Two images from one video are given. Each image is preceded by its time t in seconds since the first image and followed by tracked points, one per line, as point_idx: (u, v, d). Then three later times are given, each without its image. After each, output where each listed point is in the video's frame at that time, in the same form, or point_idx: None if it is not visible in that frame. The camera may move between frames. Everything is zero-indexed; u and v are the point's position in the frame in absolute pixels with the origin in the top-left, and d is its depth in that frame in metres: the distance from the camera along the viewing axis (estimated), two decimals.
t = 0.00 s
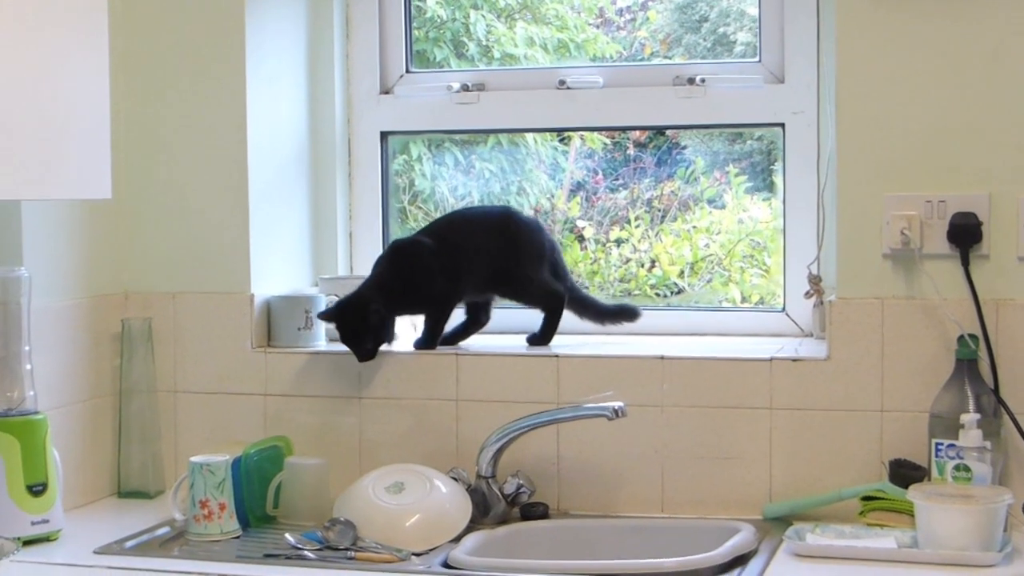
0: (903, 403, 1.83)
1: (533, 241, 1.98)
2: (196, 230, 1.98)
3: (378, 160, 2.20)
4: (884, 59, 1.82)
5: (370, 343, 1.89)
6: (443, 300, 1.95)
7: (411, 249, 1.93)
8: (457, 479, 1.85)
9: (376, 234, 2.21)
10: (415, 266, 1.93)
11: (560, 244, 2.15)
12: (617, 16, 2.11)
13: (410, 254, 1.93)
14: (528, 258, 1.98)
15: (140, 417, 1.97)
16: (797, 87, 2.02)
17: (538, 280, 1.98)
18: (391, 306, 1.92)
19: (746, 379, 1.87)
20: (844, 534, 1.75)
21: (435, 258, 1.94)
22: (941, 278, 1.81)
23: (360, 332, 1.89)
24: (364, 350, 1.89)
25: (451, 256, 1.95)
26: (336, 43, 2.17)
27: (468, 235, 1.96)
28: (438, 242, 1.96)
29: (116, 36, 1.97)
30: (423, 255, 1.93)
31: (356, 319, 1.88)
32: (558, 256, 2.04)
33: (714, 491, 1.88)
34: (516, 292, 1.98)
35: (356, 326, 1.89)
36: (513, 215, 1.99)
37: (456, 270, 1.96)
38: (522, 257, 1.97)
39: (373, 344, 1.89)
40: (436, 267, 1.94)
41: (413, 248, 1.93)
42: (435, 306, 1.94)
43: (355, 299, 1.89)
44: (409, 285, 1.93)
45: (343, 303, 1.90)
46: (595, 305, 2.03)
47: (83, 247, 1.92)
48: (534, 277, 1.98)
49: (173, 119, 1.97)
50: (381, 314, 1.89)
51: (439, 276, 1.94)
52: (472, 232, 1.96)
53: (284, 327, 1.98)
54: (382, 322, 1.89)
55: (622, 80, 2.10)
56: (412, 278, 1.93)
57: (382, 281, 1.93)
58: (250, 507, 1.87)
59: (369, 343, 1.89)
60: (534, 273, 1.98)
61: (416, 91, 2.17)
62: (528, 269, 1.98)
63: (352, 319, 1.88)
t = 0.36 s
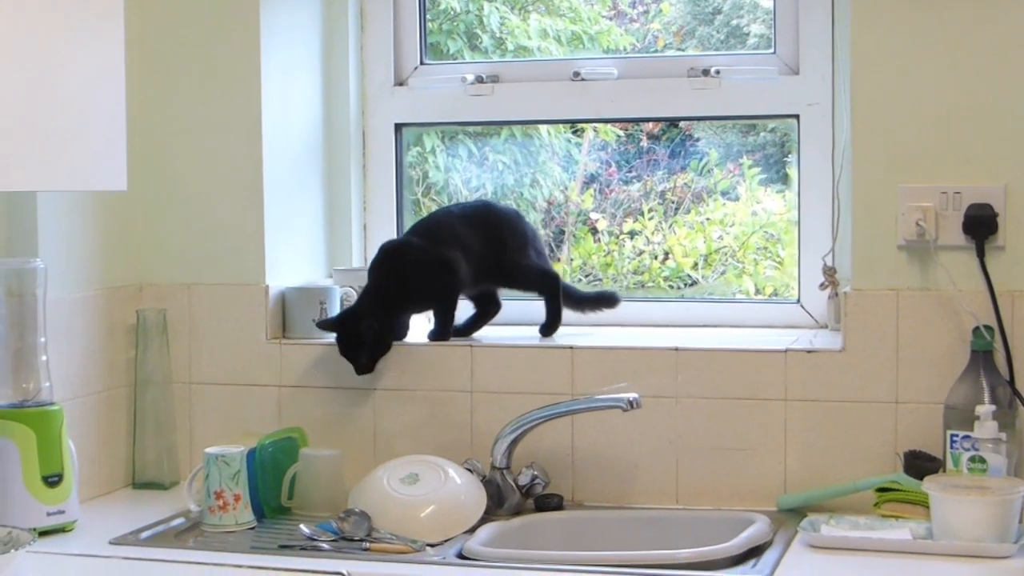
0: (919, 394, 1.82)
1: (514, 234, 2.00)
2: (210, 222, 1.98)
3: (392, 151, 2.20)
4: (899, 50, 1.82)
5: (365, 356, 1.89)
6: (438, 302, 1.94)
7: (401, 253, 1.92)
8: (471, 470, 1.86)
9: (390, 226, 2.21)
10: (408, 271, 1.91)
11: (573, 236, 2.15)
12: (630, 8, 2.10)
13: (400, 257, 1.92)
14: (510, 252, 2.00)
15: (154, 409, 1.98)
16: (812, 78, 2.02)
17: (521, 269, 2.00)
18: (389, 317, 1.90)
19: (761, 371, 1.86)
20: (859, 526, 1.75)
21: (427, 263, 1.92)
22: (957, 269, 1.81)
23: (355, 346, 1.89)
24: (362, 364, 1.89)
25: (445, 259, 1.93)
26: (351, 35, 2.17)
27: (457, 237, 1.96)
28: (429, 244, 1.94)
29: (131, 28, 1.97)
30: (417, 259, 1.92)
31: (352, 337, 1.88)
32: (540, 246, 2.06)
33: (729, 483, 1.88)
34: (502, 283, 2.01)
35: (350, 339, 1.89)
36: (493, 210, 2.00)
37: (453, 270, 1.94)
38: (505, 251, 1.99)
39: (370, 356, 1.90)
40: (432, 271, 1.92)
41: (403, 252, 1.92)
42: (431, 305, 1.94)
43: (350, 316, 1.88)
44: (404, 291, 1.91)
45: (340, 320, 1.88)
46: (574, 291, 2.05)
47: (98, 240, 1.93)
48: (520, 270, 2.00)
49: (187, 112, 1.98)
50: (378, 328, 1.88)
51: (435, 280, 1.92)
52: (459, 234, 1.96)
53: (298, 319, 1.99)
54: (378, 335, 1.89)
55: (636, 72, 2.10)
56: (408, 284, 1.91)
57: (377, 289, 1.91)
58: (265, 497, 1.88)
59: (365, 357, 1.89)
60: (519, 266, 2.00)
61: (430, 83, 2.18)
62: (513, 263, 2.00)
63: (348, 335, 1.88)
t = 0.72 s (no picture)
0: (932, 386, 1.82)
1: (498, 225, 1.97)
2: (223, 215, 1.98)
3: (404, 144, 2.20)
4: (913, 42, 1.82)
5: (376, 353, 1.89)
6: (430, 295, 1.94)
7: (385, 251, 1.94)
8: (485, 462, 1.86)
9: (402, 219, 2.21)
10: (392, 266, 1.93)
11: (585, 229, 2.14)
12: (642, 1, 2.10)
13: (385, 255, 1.94)
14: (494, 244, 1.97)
15: (167, 401, 1.98)
16: (825, 71, 2.01)
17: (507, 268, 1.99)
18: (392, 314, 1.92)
19: (774, 363, 1.86)
20: (872, 518, 1.75)
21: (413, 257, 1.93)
22: (970, 261, 1.80)
23: (362, 346, 1.89)
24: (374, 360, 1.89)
25: (431, 251, 1.94)
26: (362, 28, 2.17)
27: (439, 229, 1.95)
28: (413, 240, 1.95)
29: (144, 22, 1.98)
30: (403, 255, 1.93)
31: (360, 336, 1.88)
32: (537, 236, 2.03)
33: (743, 475, 1.88)
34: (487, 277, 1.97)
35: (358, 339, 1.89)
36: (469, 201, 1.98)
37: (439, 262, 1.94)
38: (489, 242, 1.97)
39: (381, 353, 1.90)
40: (418, 264, 1.93)
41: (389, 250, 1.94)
42: (419, 300, 1.94)
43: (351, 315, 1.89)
44: (395, 287, 1.92)
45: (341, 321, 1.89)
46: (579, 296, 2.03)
47: (110, 234, 1.93)
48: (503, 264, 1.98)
49: (199, 105, 1.98)
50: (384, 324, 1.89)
51: (424, 274, 1.93)
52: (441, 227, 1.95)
53: (312, 312, 1.99)
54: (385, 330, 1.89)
55: (649, 65, 2.10)
56: (400, 281, 1.92)
57: (372, 289, 1.93)
58: (278, 490, 1.88)
59: (377, 353, 1.89)
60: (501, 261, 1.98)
61: (443, 76, 2.18)
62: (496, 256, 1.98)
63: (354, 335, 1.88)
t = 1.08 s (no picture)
0: (945, 380, 1.82)
1: (495, 225, 1.97)
2: (235, 208, 1.99)
3: (417, 137, 2.20)
4: (926, 34, 1.81)
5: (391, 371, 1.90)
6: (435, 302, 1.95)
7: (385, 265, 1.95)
8: (497, 455, 1.87)
9: (415, 212, 2.21)
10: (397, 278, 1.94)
11: (596, 223, 2.14)
12: None
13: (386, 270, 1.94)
14: (489, 244, 1.97)
15: (180, 394, 1.99)
16: (838, 64, 2.01)
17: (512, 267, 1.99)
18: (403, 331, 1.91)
19: (787, 356, 1.86)
20: (884, 511, 1.75)
21: (413, 269, 1.94)
22: (983, 254, 1.80)
23: (376, 364, 1.90)
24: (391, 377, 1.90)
25: (428, 262, 1.95)
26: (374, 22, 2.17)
27: (434, 235, 1.96)
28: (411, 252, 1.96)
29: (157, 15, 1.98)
30: (403, 269, 1.94)
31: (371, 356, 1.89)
32: (543, 232, 2.01)
33: (755, 468, 1.88)
34: (487, 278, 1.97)
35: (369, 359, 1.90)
36: (459, 203, 1.98)
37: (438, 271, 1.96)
38: (484, 242, 1.97)
39: (397, 370, 1.90)
40: (419, 276, 1.94)
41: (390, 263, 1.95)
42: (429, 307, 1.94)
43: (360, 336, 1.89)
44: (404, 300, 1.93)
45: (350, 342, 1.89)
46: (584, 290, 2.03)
47: (122, 228, 1.94)
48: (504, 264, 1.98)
49: (212, 99, 1.98)
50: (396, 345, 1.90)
51: (425, 284, 1.94)
52: (435, 235, 1.96)
53: (325, 306, 1.99)
54: (398, 356, 1.90)
55: (662, 58, 2.10)
56: (404, 295, 1.93)
57: (379, 306, 1.94)
58: (291, 483, 1.88)
59: (393, 370, 1.90)
60: (503, 259, 1.98)
61: (455, 69, 2.18)
62: (497, 256, 1.97)
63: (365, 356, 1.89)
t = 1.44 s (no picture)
0: (960, 373, 1.82)
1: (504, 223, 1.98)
2: (250, 201, 1.99)
3: (431, 130, 2.21)
4: (941, 26, 1.81)
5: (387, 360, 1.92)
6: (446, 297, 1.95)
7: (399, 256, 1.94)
8: (511, 447, 1.87)
9: (429, 204, 2.21)
10: (403, 275, 1.95)
11: (610, 216, 2.14)
12: None
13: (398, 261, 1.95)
14: (502, 242, 1.97)
15: (195, 386, 1.99)
16: (852, 56, 2.01)
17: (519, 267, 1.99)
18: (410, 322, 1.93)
19: (802, 348, 1.86)
20: (899, 503, 1.75)
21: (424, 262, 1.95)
22: (999, 246, 1.80)
23: (377, 352, 1.91)
24: (387, 367, 1.92)
25: (439, 258, 1.96)
26: (389, 14, 2.18)
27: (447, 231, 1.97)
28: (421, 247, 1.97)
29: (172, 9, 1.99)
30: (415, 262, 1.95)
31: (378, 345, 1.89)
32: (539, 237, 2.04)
33: (770, 460, 1.88)
34: (498, 276, 1.97)
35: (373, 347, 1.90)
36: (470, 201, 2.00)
37: (448, 267, 1.96)
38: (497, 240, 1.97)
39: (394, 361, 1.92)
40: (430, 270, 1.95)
41: (401, 253, 1.95)
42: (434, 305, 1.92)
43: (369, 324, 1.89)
44: (408, 296, 1.94)
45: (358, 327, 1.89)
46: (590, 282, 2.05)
47: (136, 221, 1.94)
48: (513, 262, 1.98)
49: (227, 92, 1.99)
50: (401, 332, 1.92)
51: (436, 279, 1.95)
52: (448, 231, 1.97)
53: (339, 298, 1.99)
54: (400, 344, 1.91)
55: (676, 51, 2.10)
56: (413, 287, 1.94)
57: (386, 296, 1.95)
58: (306, 476, 1.89)
59: (390, 360, 1.92)
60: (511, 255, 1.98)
61: (469, 62, 2.18)
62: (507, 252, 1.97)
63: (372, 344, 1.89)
